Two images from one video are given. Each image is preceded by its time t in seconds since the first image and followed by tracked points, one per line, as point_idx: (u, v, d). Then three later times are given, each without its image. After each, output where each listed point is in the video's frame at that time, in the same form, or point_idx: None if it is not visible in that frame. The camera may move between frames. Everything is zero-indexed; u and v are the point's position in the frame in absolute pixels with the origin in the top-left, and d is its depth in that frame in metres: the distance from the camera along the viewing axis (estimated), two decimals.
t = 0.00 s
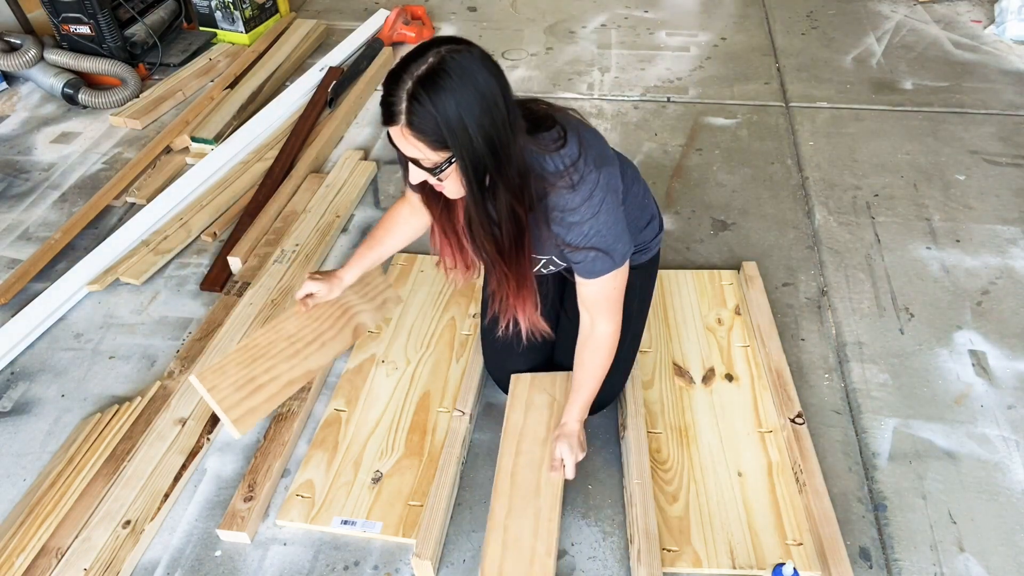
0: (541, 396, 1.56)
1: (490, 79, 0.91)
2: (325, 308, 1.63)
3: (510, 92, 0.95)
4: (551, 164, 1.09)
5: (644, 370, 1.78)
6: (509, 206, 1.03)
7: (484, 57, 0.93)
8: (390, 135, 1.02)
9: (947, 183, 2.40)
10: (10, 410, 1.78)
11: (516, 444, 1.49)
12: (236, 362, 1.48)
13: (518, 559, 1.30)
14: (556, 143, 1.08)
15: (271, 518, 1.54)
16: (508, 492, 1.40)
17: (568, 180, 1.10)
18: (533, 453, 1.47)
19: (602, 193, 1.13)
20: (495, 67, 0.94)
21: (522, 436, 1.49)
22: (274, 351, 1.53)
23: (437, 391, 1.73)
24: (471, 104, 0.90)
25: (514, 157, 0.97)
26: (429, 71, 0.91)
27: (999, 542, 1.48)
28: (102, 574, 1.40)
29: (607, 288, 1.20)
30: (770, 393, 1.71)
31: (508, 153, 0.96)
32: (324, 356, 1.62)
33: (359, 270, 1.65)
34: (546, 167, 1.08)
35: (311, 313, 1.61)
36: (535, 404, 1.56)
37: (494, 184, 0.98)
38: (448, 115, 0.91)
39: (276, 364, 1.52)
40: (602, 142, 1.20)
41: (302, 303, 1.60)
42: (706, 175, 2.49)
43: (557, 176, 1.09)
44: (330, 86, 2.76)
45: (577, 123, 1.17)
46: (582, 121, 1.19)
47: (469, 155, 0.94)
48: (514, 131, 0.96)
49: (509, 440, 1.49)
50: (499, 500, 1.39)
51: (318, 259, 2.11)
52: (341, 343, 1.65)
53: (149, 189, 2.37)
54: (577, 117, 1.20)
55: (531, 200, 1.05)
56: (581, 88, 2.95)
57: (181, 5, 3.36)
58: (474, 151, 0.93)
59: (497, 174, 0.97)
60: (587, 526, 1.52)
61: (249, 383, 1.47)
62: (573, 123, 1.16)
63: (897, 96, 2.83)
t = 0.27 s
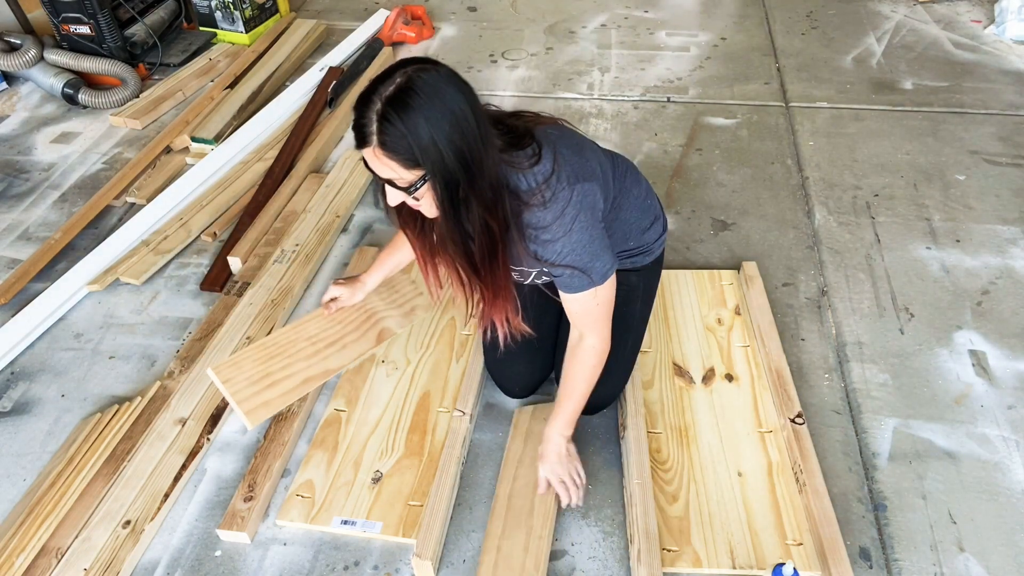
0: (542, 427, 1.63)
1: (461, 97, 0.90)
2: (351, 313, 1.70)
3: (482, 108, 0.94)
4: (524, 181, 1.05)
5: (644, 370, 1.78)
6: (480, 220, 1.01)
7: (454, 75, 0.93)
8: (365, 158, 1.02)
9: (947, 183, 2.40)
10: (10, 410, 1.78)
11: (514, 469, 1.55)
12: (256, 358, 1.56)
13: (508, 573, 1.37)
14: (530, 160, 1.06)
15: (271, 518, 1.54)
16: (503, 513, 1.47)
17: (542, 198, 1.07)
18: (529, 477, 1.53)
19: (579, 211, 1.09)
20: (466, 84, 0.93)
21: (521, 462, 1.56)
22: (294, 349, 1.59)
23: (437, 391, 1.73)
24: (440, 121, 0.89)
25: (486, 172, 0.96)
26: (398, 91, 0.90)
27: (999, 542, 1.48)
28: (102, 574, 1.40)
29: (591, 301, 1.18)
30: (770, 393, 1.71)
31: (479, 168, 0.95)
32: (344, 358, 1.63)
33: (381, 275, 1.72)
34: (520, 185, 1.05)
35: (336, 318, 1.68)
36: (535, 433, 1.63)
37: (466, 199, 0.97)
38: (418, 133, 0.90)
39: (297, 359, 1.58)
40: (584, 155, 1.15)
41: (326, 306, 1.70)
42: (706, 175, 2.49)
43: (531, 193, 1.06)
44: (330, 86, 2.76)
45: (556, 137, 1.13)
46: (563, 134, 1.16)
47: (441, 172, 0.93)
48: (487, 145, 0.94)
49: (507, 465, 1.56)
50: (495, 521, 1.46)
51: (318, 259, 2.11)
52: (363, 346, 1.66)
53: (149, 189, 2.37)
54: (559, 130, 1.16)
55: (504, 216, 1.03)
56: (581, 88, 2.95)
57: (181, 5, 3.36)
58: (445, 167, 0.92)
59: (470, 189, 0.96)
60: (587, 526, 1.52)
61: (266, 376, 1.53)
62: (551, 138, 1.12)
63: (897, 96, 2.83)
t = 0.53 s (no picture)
0: (544, 431, 1.63)
1: (452, 118, 0.89)
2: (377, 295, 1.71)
3: (471, 129, 0.92)
4: (504, 208, 1.01)
5: (644, 370, 1.78)
6: (464, 242, 0.98)
7: (446, 95, 0.91)
8: (354, 173, 0.98)
9: (947, 183, 2.40)
10: (10, 410, 1.78)
11: (516, 469, 1.56)
12: (281, 339, 1.58)
13: (508, 572, 1.37)
14: (515, 185, 1.01)
15: (271, 518, 1.54)
16: (504, 511, 1.47)
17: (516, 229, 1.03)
18: (531, 478, 1.53)
19: (548, 247, 1.06)
20: (457, 106, 0.91)
21: (522, 463, 1.57)
22: (319, 331, 1.62)
23: (437, 391, 1.73)
24: (429, 141, 0.87)
25: (471, 194, 0.93)
26: (387, 109, 0.88)
27: (999, 542, 1.48)
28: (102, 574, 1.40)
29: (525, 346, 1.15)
30: (770, 393, 1.71)
31: (465, 190, 0.92)
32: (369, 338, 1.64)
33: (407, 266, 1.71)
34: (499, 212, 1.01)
35: (360, 303, 1.70)
36: (537, 436, 1.63)
37: (451, 220, 0.94)
38: (407, 152, 0.87)
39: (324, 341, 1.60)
40: (569, 185, 1.11)
41: (353, 291, 1.72)
42: (706, 175, 2.49)
43: (510, 222, 1.02)
44: (330, 86, 2.76)
45: (548, 161, 1.09)
46: (558, 157, 1.11)
47: (429, 191, 0.90)
48: (474, 166, 0.92)
49: (509, 465, 1.56)
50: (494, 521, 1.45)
51: (318, 259, 2.11)
52: (388, 329, 1.67)
53: (149, 189, 2.37)
54: (555, 150, 1.11)
55: (484, 242, 1.00)
56: (581, 88, 2.95)
57: (181, 5, 3.36)
58: (433, 187, 0.89)
59: (457, 208, 0.93)
60: (587, 526, 1.52)
61: (291, 356, 1.55)
62: (544, 162, 1.07)
63: (897, 96, 2.83)
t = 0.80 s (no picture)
0: (541, 429, 1.63)
1: (445, 132, 0.91)
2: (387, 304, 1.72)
3: (464, 146, 0.94)
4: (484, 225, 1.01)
5: (644, 370, 1.78)
6: (449, 255, 0.98)
7: (441, 112, 0.92)
8: (346, 183, 0.99)
9: (947, 183, 2.40)
10: (10, 410, 1.78)
11: (515, 470, 1.55)
12: (306, 365, 1.56)
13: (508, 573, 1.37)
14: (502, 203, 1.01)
15: (271, 518, 1.54)
16: (503, 513, 1.47)
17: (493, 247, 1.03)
18: (530, 479, 1.53)
19: (523, 267, 1.03)
20: (453, 124, 0.93)
21: (521, 463, 1.57)
22: (342, 352, 1.61)
23: (438, 391, 1.73)
24: (422, 158, 0.89)
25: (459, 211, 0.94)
26: (382, 123, 0.90)
27: (999, 542, 1.48)
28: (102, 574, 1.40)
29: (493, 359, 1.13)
30: (770, 393, 1.71)
31: (453, 206, 0.93)
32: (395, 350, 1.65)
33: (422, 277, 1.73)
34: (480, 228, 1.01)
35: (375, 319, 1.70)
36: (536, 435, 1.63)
37: (438, 234, 0.95)
38: (398, 165, 0.89)
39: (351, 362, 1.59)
40: (557, 205, 1.08)
41: (370, 311, 1.73)
42: (706, 175, 2.49)
43: (488, 240, 1.02)
44: (330, 86, 2.76)
45: (538, 180, 1.06)
46: (545, 174, 1.08)
47: (417, 204, 0.91)
48: (464, 184, 0.93)
49: (507, 467, 1.56)
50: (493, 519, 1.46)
51: (318, 259, 2.11)
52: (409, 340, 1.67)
53: (149, 189, 2.37)
54: (544, 166, 1.08)
55: (467, 257, 1.00)
56: (581, 88, 2.95)
57: (181, 5, 3.36)
58: (422, 200, 0.91)
59: (446, 223, 0.94)
60: (587, 526, 1.52)
61: (318, 382, 1.53)
62: (529, 179, 1.05)
63: (897, 96, 2.83)
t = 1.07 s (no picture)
0: (540, 428, 1.63)
1: (436, 140, 0.90)
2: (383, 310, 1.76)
3: (456, 152, 0.94)
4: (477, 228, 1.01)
5: (644, 370, 1.78)
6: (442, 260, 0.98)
7: (432, 118, 0.92)
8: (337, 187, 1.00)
9: (947, 183, 2.40)
10: (10, 410, 1.78)
11: (514, 471, 1.55)
12: (315, 374, 1.62)
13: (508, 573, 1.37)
14: (494, 206, 1.01)
15: (271, 518, 1.54)
16: (503, 514, 1.47)
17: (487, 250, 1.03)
18: (529, 479, 1.53)
19: (518, 269, 1.03)
20: (444, 130, 0.93)
21: (521, 463, 1.56)
22: (349, 360, 1.66)
23: (438, 391, 1.73)
24: (411, 164, 0.89)
25: (451, 216, 0.94)
26: (370, 128, 0.90)
27: (999, 542, 1.48)
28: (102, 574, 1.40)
29: (495, 362, 1.14)
30: (770, 393, 1.71)
31: (444, 212, 0.93)
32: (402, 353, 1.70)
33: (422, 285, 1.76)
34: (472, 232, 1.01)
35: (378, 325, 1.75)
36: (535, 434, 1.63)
37: (429, 239, 0.95)
38: (386, 172, 0.89)
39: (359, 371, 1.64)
40: (551, 206, 1.07)
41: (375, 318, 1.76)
42: (706, 175, 2.49)
43: (482, 243, 1.03)
44: (330, 86, 2.76)
45: (531, 182, 1.06)
46: (539, 175, 1.08)
47: (406, 210, 0.91)
48: (456, 190, 0.93)
49: (506, 467, 1.56)
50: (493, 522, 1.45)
51: (318, 259, 2.11)
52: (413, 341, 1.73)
53: (149, 189, 2.37)
54: (538, 168, 1.08)
55: (461, 260, 1.01)
56: (581, 88, 2.95)
57: (181, 5, 3.36)
58: (411, 207, 0.91)
59: (436, 228, 0.94)
60: (587, 526, 1.52)
61: (328, 390, 1.59)
62: (523, 181, 1.05)
63: (897, 96, 2.83)
